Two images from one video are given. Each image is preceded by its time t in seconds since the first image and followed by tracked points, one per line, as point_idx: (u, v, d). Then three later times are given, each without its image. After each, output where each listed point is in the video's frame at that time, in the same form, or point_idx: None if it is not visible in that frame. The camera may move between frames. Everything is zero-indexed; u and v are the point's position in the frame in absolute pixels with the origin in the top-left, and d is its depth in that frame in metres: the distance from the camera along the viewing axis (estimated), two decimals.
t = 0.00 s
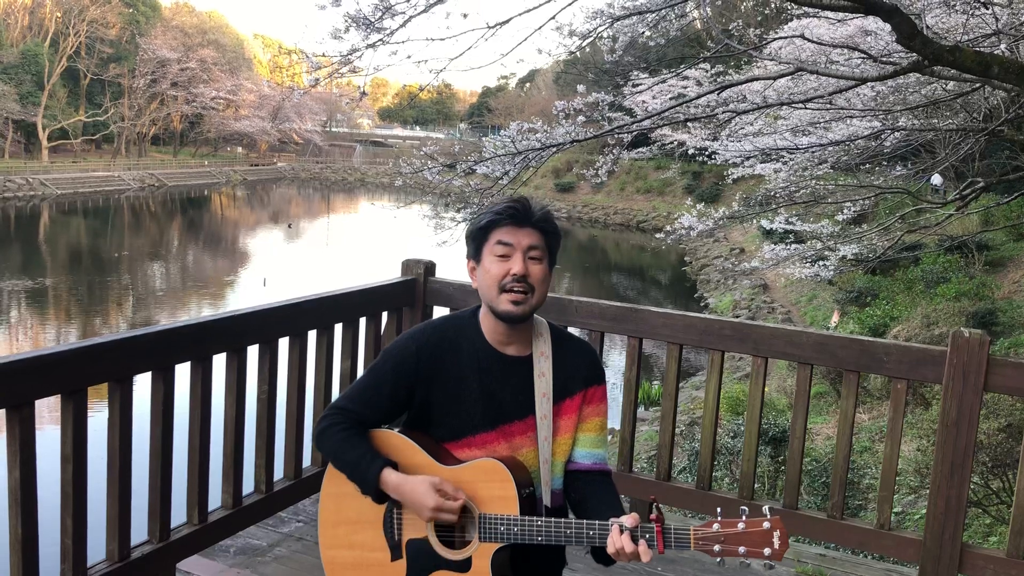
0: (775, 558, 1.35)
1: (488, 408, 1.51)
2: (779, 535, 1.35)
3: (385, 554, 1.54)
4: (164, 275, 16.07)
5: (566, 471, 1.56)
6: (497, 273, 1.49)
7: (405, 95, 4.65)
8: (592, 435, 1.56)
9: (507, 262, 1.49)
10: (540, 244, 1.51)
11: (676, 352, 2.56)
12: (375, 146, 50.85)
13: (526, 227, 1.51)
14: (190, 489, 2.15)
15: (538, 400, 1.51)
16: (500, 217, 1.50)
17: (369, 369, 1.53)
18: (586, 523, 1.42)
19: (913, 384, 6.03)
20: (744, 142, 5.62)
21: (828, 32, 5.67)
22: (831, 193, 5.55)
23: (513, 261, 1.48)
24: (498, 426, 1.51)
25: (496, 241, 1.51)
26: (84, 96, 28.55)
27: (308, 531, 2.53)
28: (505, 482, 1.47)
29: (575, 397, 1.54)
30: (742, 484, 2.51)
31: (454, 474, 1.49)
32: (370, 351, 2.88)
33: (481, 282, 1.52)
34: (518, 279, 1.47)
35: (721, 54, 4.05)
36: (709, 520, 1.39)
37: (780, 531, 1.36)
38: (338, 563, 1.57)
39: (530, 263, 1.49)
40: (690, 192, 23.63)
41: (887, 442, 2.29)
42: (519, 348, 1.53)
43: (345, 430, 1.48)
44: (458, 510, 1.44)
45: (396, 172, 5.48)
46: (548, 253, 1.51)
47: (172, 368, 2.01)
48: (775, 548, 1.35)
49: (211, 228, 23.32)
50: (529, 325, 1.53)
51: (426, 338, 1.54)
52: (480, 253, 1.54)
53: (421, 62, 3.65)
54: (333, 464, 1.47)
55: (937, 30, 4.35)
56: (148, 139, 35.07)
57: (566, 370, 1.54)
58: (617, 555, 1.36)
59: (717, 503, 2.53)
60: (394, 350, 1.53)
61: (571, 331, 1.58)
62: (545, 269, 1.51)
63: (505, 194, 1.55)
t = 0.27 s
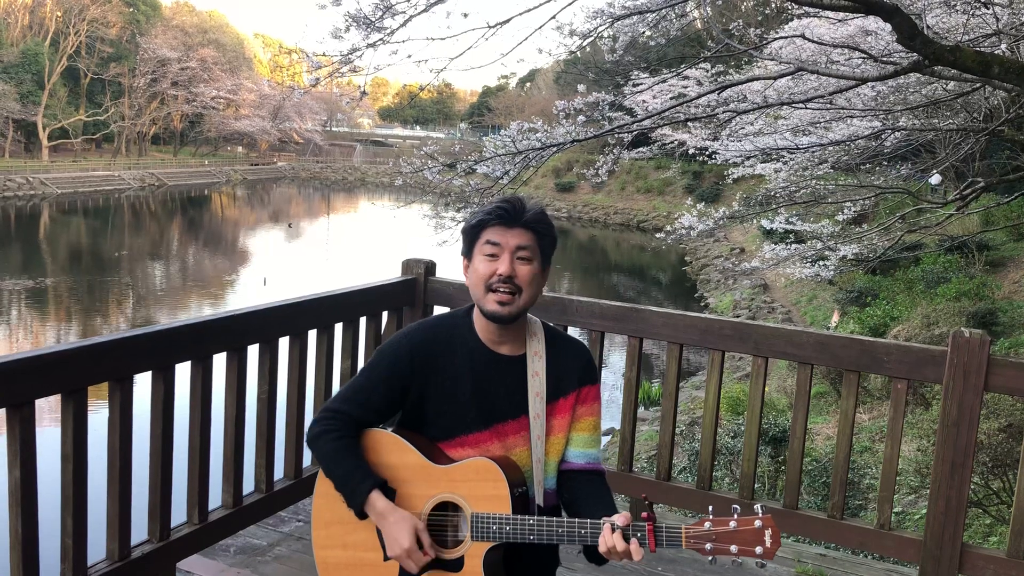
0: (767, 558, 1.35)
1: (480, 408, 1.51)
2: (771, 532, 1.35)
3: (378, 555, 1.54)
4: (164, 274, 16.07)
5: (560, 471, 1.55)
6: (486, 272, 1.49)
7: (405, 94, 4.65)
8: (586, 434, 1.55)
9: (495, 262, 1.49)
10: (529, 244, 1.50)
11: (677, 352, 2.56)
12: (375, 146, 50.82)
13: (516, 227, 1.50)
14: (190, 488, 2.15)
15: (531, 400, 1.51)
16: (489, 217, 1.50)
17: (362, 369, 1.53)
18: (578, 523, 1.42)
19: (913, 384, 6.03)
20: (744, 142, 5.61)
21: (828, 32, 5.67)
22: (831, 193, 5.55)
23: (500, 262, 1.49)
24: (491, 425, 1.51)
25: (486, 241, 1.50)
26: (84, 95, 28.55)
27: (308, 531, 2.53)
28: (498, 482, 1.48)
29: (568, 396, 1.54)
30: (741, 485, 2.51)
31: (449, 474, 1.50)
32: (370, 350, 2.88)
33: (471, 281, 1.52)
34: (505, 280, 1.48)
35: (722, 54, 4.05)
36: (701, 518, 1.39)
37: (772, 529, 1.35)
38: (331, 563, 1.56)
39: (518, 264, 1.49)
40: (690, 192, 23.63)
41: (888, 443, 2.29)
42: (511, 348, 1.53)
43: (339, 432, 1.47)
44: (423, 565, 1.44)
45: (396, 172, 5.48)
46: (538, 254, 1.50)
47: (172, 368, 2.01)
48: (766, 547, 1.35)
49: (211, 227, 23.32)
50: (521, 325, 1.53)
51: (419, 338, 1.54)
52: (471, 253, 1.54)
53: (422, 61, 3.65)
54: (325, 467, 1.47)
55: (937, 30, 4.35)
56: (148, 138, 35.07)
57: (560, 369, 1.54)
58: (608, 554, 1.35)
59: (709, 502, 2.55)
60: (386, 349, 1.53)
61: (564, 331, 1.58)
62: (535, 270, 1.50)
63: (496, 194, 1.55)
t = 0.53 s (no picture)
0: (764, 553, 1.36)
1: (474, 409, 1.51)
2: (769, 528, 1.35)
3: (376, 559, 1.54)
4: (164, 275, 16.07)
5: (553, 472, 1.55)
6: (483, 273, 1.49)
7: (406, 95, 4.65)
8: (577, 435, 1.54)
9: (493, 263, 1.49)
10: (526, 247, 1.50)
11: (677, 352, 2.56)
12: (375, 146, 50.83)
13: (514, 229, 1.50)
14: (190, 489, 2.15)
15: (524, 400, 1.51)
16: (487, 218, 1.50)
17: (354, 372, 1.53)
18: (574, 521, 1.42)
19: (913, 385, 6.03)
20: (745, 143, 5.61)
21: (829, 33, 5.67)
22: (831, 193, 5.55)
23: (499, 263, 1.49)
24: (483, 426, 1.51)
25: (483, 242, 1.50)
26: (85, 96, 28.56)
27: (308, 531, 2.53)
28: (494, 482, 1.48)
29: (561, 397, 1.54)
30: (741, 485, 2.51)
31: (444, 476, 1.50)
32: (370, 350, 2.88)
33: (468, 282, 1.52)
34: (503, 281, 1.48)
35: (722, 55, 4.05)
36: (697, 516, 1.39)
37: (769, 525, 1.36)
38: (329, 568, 1.56)
39: (515, 265, 1.49)
40: (690, 192, 23.63)
41: (888, 443, 2.29)
42: (504, 348, 1.53)
43: (336, 433, 1.47)
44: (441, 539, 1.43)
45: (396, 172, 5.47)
46: (534, 256, 1.51)
47: (172, 368, 2.01)
48: (764, 543, 1.36)
49: (212, 228, 23.32)
50: (515, 326, 1.54)
51: (411, 340, 1.53)
52: (467, 253, 1.53)
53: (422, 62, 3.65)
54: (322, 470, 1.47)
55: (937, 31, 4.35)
56: (149, 139, 35.07)
57: (552, 370, 1.55)
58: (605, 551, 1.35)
59: (705, 499, 2.55)
60: (378, 352, 1.52)
61: (555, 331, 1.59)
62: (531, 271, 1.51)
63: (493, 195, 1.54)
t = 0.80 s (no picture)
0: (764, 540, 1.38)
1: (464, 410, 1.51)
2: (767, 516, 1.38)
3: (372, 564, 1.53)
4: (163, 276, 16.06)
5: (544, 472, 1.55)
6: (478, 276, 1.49)
7: (405, 96, 4.65)
8: (567, 435, 1.55)
9: (487, 266, 1.49)
10: (520, 250, 1.51)
11: (676, 354, 2.56)
12: (374, 148, 50.82)
13: (507, 233, 1.50)
14: (189, 490, 2.15)
15: (517, 400, 1.52)
16: (481, 220, 1.50)
17: (344, 375, 1.52)
18: (575, 517, 1.43)
19: (912, 387, 6.03)
20: (744, 145, 5.61)
21: (828, 35, 5.67)
22: (830, 196, 5.55)
23: (493, 266, 1.48)
24: (474, 426, 1.51)
25: (477, 246, 1.50)
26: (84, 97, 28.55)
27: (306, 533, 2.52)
28: (491, 482, 1.48)
29: (551, 397, 1.54)
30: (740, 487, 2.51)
31: (439, 477, 1.50)
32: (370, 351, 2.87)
33: (460, 285, 1.51)
34: (497, 284, 1.48)
35: (722, 56, 4.04)
36: (697, 507, 1.40)
37: (767, 513, 1.39)
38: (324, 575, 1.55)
39: (509, 268, 1.49)
40: (689, 194, 23.63)
41: (887, 445, 2.29)
42: (494, 348, 1.53)
43: (329, 438, 1.46)
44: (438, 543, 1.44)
45: (395, 173, 5.46)
46: (527, 259, 1.51)
47: (171, 369, 2.00)
48: (763, 531, 1.38)
49: (211, 229, 23.31)
50: (506, 328, 1.54)
51: (403, 341, 1.52)
52: (459, 256, 1.53)
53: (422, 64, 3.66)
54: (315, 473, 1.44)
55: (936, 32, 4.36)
56: (148, 140, 35.03)
57: (543, 370, 1.55)
58: (608, 545, 1.36)
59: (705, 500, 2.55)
60: (369, 355, 1.52)
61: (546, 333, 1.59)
62: (524, 274, 1.51)
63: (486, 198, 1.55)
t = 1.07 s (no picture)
0: (783, 525, 1.31)
1: (453, 408, 1.51)
2: (784, 499, 1.31)
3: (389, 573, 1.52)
4: (163, 276, 16.05)
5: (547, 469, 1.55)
6: (469, 280, 1.48)
7: (404, 97, 4.65)
8: (563, 430, 1.54)
9: (478, 270, 1.48)
10: (511, 254, 1.50)
11: (676, 354, 2.56)
12: (374, 148, 50.81)
13: (500, 235, 1.49)
14: (188, 489, 2.15)
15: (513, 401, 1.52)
16: (473, 223, 1.49)
17: (334, 372, 1.52)
18: (587, 514, 1.40)
19: (912, 387, 6.03)
20: (743, 145, 5.61)
21: (828, 36, 5.67)
22: (830, 196, 5.55)
23: (484, 270, 1.48)
24: (465, 427, 1.51)
25: (468, 249, 1.49)
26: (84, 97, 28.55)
27: (306, 533, 2.52)
28: (502, 485, 1.49)
29: (545, 395, 1.55)
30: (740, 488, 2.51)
31: (447, 481, 1.50)
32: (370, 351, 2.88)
33: (451, 287, 1.51)
34: (488, 289, 1.47)
35: (722, 57, 4.04)
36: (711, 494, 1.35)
37: (784, 495, 1.31)
38: None
39: (500, 272, 1.48)
40: (689, 194, 23.64)
41: (887, 445, 2.28)
42: (486, 350, 1.52)
43: (315, 436, 1.47)
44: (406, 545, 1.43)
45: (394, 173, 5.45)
46: (518, 262, 1.50)
47: (171, 370, 2.01)
48: (782, 514, 1.31)
49: (210, 229, 23.31)
50: (498, 330, 1.53)
51: (394, 341, 1.52)
52: (450, 257, 1.52)
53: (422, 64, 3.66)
54: (300, 467, 1.46)
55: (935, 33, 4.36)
56: (147, 140, 35.02)
57: (537, 370, 1.55)
58: (625, 540, 1.34)
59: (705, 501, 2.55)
60: (359, 353, 1.52)
61: (539, 334, 1.58)
62: (515, 278, 1.50)
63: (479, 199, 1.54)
